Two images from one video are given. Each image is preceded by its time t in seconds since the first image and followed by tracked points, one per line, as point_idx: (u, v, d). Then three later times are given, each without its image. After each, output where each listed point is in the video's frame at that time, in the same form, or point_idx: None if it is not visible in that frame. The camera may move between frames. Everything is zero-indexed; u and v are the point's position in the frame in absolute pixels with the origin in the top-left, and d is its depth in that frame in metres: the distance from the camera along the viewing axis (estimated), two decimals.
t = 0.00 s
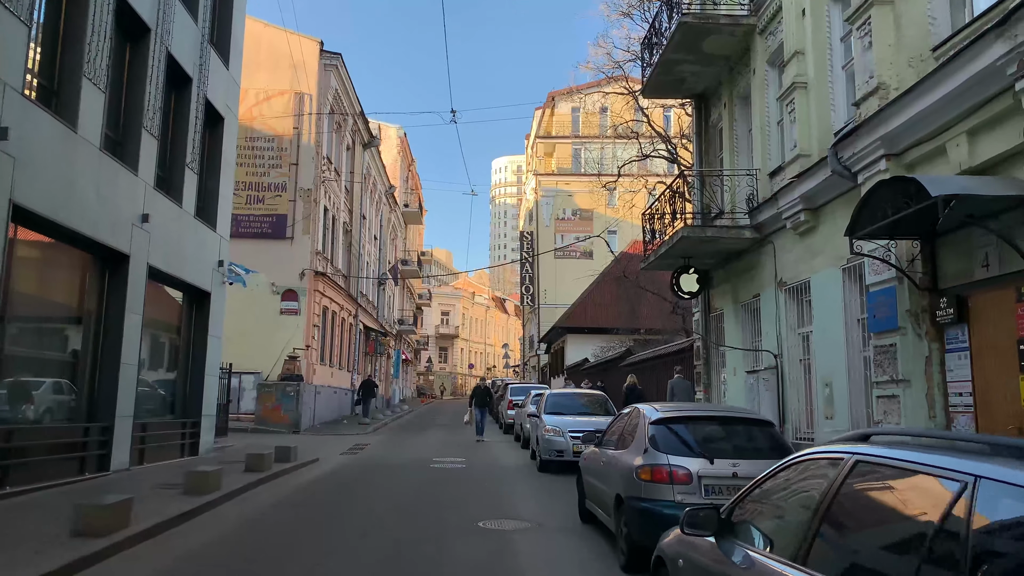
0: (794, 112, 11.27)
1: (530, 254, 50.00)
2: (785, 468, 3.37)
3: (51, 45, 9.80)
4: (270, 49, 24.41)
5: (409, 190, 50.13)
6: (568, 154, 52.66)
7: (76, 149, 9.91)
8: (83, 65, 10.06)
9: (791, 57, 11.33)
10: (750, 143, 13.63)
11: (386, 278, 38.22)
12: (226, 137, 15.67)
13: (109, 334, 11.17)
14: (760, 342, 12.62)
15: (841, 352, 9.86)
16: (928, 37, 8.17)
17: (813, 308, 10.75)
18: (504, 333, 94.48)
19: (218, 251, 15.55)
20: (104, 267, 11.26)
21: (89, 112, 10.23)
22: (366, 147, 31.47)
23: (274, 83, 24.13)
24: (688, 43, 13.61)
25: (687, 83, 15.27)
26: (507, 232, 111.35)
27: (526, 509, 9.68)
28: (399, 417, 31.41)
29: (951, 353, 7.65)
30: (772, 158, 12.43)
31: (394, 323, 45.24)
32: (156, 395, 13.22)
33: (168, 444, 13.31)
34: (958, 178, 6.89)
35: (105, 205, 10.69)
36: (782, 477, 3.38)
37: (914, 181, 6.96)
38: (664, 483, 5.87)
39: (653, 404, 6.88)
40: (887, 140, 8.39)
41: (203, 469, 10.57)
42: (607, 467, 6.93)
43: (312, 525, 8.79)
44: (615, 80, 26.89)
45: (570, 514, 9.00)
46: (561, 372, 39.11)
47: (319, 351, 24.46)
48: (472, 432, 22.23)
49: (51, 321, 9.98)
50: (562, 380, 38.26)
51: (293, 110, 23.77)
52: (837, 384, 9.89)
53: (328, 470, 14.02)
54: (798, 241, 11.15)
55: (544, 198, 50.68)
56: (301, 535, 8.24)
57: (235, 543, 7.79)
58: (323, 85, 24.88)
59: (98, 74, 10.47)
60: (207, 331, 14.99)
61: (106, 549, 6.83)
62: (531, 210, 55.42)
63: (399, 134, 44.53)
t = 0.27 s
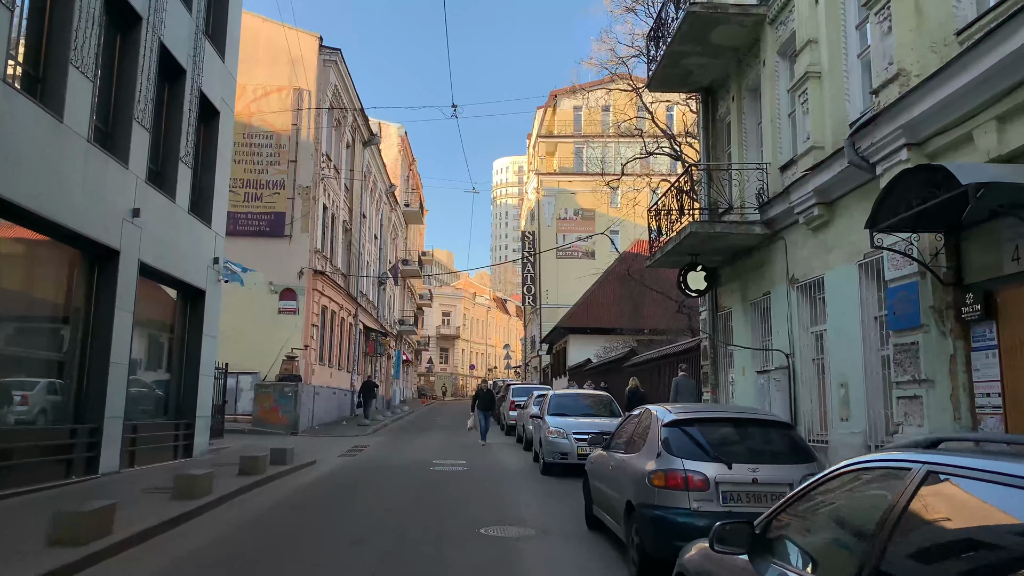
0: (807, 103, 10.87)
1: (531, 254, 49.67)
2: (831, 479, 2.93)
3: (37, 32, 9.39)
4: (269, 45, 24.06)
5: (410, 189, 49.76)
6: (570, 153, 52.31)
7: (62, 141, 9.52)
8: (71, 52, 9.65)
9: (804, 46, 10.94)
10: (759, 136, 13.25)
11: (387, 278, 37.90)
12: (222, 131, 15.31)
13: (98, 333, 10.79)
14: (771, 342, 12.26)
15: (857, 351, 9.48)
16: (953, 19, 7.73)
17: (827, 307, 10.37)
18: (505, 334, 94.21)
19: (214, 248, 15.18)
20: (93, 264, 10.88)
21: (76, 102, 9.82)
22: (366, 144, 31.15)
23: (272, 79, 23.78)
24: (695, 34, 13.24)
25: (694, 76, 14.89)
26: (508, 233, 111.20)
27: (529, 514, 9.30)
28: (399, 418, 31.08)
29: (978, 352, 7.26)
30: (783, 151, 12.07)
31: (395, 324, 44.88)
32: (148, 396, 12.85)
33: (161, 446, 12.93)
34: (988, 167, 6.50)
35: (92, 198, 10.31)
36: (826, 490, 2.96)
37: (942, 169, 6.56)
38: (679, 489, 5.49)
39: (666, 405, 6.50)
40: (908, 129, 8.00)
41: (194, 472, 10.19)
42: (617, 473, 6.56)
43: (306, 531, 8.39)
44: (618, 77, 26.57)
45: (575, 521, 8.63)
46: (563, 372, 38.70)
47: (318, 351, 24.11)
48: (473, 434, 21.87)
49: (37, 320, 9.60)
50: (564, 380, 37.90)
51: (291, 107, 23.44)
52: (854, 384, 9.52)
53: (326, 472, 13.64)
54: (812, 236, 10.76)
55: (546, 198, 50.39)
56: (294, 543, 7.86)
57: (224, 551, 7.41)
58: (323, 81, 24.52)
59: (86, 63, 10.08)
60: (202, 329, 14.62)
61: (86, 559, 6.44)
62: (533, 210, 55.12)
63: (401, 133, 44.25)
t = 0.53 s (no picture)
0: (822, 94, 10.49)
1: (532, 253, 49.31)
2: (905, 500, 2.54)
3: (22, 18, 8.97)
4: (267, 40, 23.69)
5: (410, 188, 49.35)
6: (572, 152, 51.93)
7: (47, 132, 9.12)
8: (58, 39, 9.25)
9: (819, 35, 10.56)
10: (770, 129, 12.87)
11: (387, 277, 37.52)
12: (217, 126, 14.94)
13: (87, 333, 10.40)
14: (783, 341, 11.90)
15: (875, 351, 9.10)
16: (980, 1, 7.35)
17: (843, 305, 10.00)
18: (506, 334, 93.85)
19: (209, 245, 14.80)
20: (82, 260, 10.49)
21: (63, 92, 9.41)
22: (366, 142, 30.79)
23: (270, 75, 23.40)
24: (704, 24, 12.85)
25: (702, 69, 14.51)
26: (509, 233, 110.83)
27: (534, 521, 8.92)
28: (399, 419, 30.69)
29: (1007, 351, 6.83)
30: (796, 145, 11.68)
31: (395, 324, 44.50)
32: (140, 397, 12.47)
33: (153, 449, 12.55)
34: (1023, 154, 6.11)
35: (80, 192, 9.91)
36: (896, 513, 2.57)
37: (974, 157, 6.18)
38: (698, 499, 5.10)
39: (682, 408, 6.11)
40: (932, 116, 7.61)
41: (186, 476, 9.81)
42: (629, 480, 6.18)
43: (301, 540, 8.00)
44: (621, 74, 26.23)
45: (582, 529, 8.25)
46: (564, 373, 38.36)
47: (317, 352, 23.74)
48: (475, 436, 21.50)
49: (21, 318, 9.21)
50: (566, 381, 37.53)
51: (290, 103, 23.08)
52: (872, 386, 9.14)
53: (324, 476, 13.26)
54: (826, 232, 10.39)
55: (548, 197, 50.04)
56: (288, 552, 7.48)
57: (213, 561, 7.03)
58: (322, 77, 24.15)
59: (74, 51, 9.66)
60: (197, 329, 14.24)
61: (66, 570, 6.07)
62: (534, 209, 54.73)
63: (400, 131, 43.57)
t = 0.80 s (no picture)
0: (839, 83, 10.11)
1: (534, 253, 48.94)
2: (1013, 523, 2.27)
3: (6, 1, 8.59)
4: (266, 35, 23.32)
5: (411, 187, 48.93)
6: (574, 151, 51.52)
7: (32, 120, 8.74)
8: (44, 22, 8.87)
9: (836, 21, 10.17)
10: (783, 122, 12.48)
11: (388, 277, 37.15)
12: (214, 121, 14.57)
13: (75, 330, 10.01)
14: (797, 340, 11.54)
15: (896, 350, 8.72)
16: None
17: (861, 302, 9.61)
18: (507, 335, 93.48)
19: (204, 243, 14.41)
20: (69, 254, 10.09)
21: (49, 79, 9.03)
22: (367, 140, 30.43)
23: (269, 71, 23.04)
24: (715, 14, 12.46)
25: (711, 61, 14.12)
26: (510, 234, 110.47)
27: (540, 528, 8.52)
28: (400, 420, 30.30)
29: None
30: (810, 137, 11.31)
31: (396, 324, 44.09)
32: (133, 398, 12.07)
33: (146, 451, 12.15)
34: None
35: (67, 184, 9.52)
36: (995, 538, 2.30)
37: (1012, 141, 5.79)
38: (722, 508, 4.72)
39: (703, 410, 5.73)
40: (961, 101, 7.22)
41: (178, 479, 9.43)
42: (645, 486, 5.79)
43: (298, 547, 7.61)
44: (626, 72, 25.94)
45: (592, 537, 7.86)
46: (567, 373, 37.99)
47: (316, 351, 23.35)
48: (477, 438, 21.11)
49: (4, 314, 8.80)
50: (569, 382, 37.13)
51: (289, 99, 22.72)
52: (894, 386, 8.74)
53: (322, 479, 12.88)
54: (844, 226, 10.00)
55: (550, 196, 49.71)
56: (283, 560, 7.09)
57: (203, 570, 6.64)
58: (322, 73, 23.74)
59: (61, 37, 9.28)
60: (192, 328, 13.86)
61: None
62: (536, 209, 54.35)
63: (402, 131, 43.69)
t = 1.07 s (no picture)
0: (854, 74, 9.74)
1: (536, 253, 48.61)
2: None
3: None
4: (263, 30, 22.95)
5: (411, 187, 48.57)
6: (575, 151, 51.15)
7: (15, 111, 8.38)
8: (27, 10, 8.52)
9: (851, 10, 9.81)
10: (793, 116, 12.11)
11: (388, 277, 36.83)
12: (208, 116, 14.21)
13: (62, 330, 9.65)
14: (809, 340, 11.19)
15: (917, 351, 8.35)
16: None
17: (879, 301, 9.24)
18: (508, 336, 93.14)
19: (198, 241, 14.02)
20: (56, 252, 9.74)
21: (33, 69, 8.68)
22: (367, 138, 30.11)
23: (267, 68, 22.70)
24: (723, 5, 12.10)
25: (719, 54, 13.75)
26: (510, 234, 110.21)
27: (545, 537, 8.16)
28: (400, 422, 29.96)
29: None
30: (822, 131, 10.94)
31: (396, 325, 43.72)
32: (124, 399, 11.72)
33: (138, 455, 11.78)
34: None
35: (53, 179, 9.17)
36: None
37: None
38: (747, 522, 4.36)
39: (722, 415, 5.37)
40: (989, 90, 6.85)
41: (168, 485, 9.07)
42: (660, 497, 5.43)
43: (294, 556, 7.24)
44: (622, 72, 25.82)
45: (600, 548, 7.49)
46: (568, 374, 37.63)
47: (315, 352, 23.00)
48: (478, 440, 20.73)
49: None
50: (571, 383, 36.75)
51: (287, 96, 22.38)
52: (914, 389, 8.38)
53: (319, 483, 12.52)
54: (860, 222, 9.64)
55: (551, 196, 49.44)
56: (276, 571, 6.73)
57: None
58: (320, 70, 23.29)
59: (45, 25, 8.92)
60: (186, 328, 13.50)
61: None
62: (537, 209, 54.04)
63: (402, 130, 43.40)
